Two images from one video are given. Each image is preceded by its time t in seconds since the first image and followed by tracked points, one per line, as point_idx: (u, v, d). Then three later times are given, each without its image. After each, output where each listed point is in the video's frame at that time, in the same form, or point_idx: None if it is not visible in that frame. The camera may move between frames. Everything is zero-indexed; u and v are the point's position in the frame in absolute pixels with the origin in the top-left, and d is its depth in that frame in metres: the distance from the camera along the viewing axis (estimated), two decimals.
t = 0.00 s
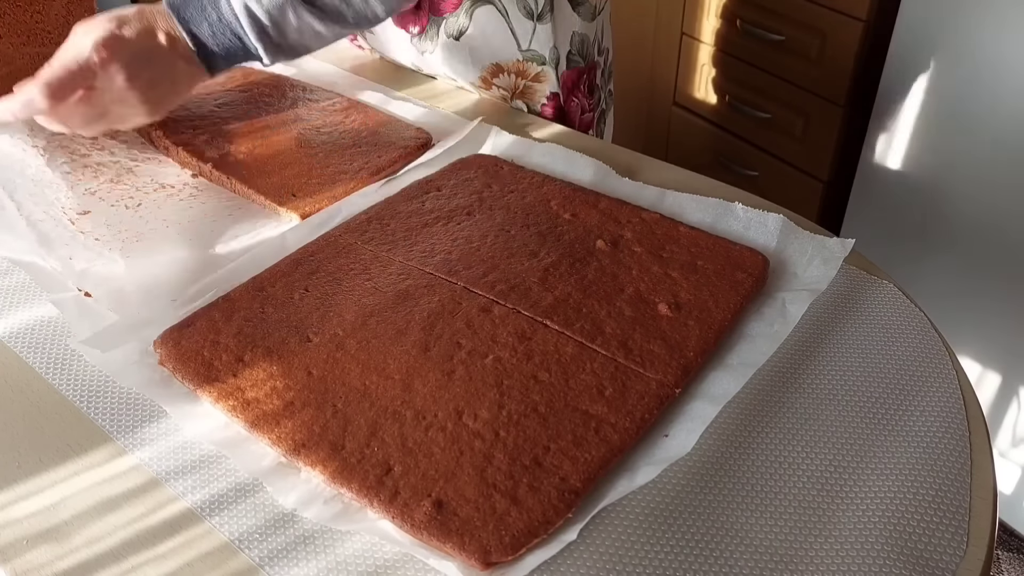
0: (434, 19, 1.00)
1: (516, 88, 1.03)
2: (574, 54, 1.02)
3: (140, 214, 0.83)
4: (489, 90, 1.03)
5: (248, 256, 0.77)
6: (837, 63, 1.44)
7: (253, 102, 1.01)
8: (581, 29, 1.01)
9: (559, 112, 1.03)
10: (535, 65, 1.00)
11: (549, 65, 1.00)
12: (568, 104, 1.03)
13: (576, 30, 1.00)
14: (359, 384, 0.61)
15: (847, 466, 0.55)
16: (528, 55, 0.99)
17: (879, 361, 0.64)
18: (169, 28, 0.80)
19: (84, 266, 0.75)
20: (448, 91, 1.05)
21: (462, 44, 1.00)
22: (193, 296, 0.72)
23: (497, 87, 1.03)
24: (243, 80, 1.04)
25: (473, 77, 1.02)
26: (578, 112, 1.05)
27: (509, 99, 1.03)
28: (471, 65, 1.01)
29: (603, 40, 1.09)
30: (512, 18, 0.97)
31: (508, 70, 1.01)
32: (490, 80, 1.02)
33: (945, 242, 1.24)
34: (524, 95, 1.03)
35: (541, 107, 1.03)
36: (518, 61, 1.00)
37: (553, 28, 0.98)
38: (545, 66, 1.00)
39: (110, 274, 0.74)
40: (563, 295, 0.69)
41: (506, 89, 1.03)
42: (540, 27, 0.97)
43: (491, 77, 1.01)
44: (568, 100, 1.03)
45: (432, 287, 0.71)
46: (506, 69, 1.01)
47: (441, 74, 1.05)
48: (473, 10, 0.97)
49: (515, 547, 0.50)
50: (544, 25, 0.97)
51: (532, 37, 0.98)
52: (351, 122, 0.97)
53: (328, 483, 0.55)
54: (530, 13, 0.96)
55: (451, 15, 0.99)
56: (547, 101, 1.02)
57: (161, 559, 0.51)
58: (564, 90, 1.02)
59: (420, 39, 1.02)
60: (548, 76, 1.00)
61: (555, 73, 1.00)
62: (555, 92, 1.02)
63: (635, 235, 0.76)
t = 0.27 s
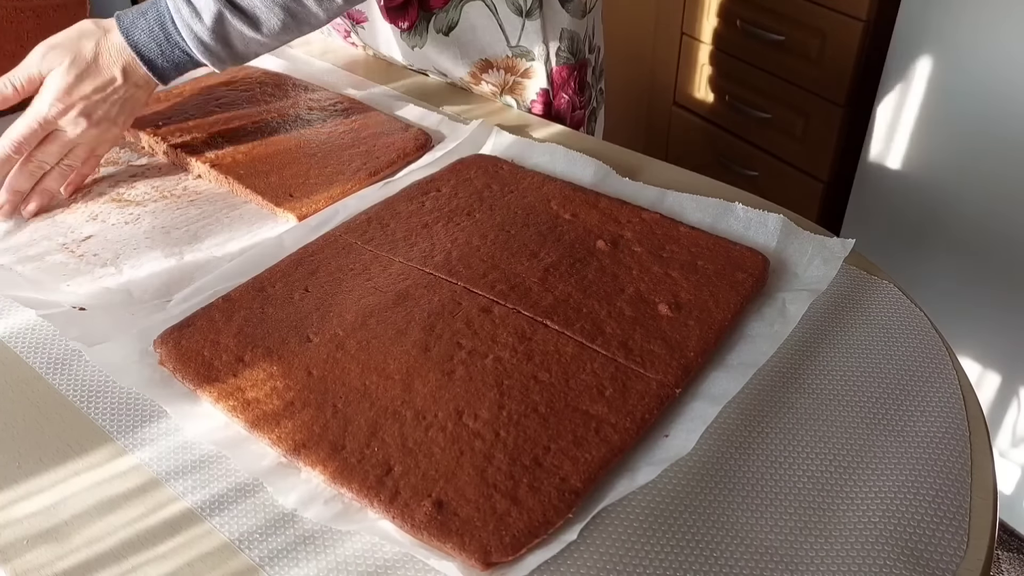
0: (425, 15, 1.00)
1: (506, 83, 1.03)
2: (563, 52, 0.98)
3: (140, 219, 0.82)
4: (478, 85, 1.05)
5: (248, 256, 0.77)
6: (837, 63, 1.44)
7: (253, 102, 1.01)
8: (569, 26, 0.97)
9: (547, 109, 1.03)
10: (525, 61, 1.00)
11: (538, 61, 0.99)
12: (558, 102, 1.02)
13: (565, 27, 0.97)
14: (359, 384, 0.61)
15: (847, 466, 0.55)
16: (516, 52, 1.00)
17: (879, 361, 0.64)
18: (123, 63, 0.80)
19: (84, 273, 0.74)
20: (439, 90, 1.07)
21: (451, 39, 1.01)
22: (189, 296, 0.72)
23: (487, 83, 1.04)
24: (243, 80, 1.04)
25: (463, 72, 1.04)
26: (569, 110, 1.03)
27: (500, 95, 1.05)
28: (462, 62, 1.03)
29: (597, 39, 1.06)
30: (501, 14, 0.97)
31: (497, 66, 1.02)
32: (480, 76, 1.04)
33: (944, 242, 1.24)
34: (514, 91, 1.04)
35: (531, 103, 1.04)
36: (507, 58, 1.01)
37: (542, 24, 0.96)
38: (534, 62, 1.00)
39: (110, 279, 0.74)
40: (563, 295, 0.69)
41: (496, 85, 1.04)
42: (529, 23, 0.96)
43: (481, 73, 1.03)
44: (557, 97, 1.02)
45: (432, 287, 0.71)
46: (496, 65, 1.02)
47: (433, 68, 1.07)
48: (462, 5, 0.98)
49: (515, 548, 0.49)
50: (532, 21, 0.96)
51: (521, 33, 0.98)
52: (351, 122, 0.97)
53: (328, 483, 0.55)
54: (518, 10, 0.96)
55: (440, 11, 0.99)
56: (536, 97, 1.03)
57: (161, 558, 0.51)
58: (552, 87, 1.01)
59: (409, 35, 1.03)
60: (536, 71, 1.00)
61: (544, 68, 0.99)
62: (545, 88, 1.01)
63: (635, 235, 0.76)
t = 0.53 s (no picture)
0: (426, 14, 1.03)
1: (505, 83, 1.04)
2: (563, 52, 0.99)
3: (140, 220, 0.82)
4: (477, 84, 1.05)
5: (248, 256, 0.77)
6: (837, 63, 1.44)
7: (252, 102, 1.01)
8: (570, 27, 0.97)
9: (547, 108, 1.03)
10: (526, 62, 1.01)
11: (539, 61, 0.99)
12: (557, 102, 1.02)
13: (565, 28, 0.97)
14: (359, 384, 0.61)
15: (847, 466, 0.55)
16: (517, 52, 1.00)
17: (879, 361, 0.64)
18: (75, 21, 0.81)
19: (83, 274, 0.74)
20: (438, 86, 1.07)
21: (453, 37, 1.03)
22: (189, 295, 0.72)
23: (485, 83, 1.05)
24: (243, 81, 1.04)
25: (463, 70, 1.05)
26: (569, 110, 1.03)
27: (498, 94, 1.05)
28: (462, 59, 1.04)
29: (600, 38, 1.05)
30: (502, 14, 0.98)
31: (498, 66, 1.03)
32: (479, 74, 1.05)
33: (944, 242, 1.24)
34: (513, 91, 1.05)
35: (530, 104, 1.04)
36: (507, 57, 1.01)
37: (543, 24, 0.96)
38: (534, 63, 1.00)
39: (110, 279, 0.74)
40: (563, 295, 0.69)
41: (495, 84, 1.05)
42: (530, 23, 0.97)
43: (479, 72, 1.04)
44: (556, 97, 1.02)
45: (432, 287, 0.71)
46: (496, 65, 1.03)
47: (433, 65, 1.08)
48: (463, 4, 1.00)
49: (515, 548, 0.49)
50: (533, 22, 0.96)
51: (522, 34, 0.98)
52: (351, 123, 0.97)
53: (328, 483, 0.55)
54: (519, 11, 0.96)
55: (442, 10, 1.02)
56: (535, 97, 1.03)
57: (161, 558, 0.51)
58: (552, 87, 1.01)
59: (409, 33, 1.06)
60: (537, 72, 1.01)
61: (544, 69, 0.99)
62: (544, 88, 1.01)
63: (636, 235, 0.76)
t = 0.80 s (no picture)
0: (453, 18, 1.02)
1: (530, 84, 1.04)
2: (584, 48, 1.03)
3: (140, 220, 0.82)
4: (502, 87, 1.05)
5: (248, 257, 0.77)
6: (837, 63, 1.44)
7: (252, 102, 1.01)
8: (590, 23, 1.01)
9: (569, 105, 1.04)
10: (551, 62, 1.01)
11: (563, 60, 1.01)
12: (577, 97, 1.04)
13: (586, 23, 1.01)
14: (359, 384, 0.61)
15: (847, 467, 0.55)
16: (543, 52, 1.01)
17: (879, 362, 0.64)
18: None
19: (83, 275, 0.74)
20: (452, 89, 1.06)
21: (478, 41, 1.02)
22: (188, 295, 0.72)
23: (512, 85, 1.05)
24: (244, 81, 1.04)
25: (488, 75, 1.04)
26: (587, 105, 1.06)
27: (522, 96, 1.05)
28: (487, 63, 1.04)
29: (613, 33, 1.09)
30: (530, 15, 0.99)
31: (523, 68, 1.03)
32: (505, 78, 1.04)
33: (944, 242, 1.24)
34: (537, 92, 1.05)
35: (552, 103, 1.04)
36: (534, 59, 1.01)
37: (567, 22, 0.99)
38: (560, 62, 1.01)
39: (109, 280, 0.74)
40: (564, 295, 0.69)
41: (520, 86, 1.05)
42: (554, 21, 0.98)
43: (507, 75, 1.04)
44: (576, 92, 1.04)
45: (433, 288, 0.71)
46: (522, 67, 1.03)
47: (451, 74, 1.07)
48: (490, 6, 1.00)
49: (515, 548, 0.49)
50: (558, 19, 0.98)
51: (547, 33, 0.99)
52: (351, 123, 0.97)
53: (328, 484, 0.55)
54: (546, 8, 0.98)
55: (469, 12, 1.01)
56: (558, 96, 1.03)
57: (160, 559, 0.51)
58: (572, 83, 1.03)
59: (436, 39, 1.04)
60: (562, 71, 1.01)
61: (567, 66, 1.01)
62: (565, 85, 1.02)
63: (636, 235, 0.76)
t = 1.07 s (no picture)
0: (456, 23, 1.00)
1: (534, 88, 1.03)
2: (587, 49, 1.02)
3: (140, 220, 0.82)
4: (506, 91, 1.04)
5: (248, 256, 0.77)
6: (837, 63, 1.44)
7: (252, 102, 1.01)
8: (593, 24, 1.01)
9: (572, 106, 1.04)
10: (554, 64, 1.00)
11: (566, 63, 1.00)
12: (579, 98, 1.04)
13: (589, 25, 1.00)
14: (359, 384, 0.61)
15: (847, 466, 0.55)
16: (547, 55, 0.99)
17: (879, 361, 0.64)
18: None
19: (83, 275, 0.74)
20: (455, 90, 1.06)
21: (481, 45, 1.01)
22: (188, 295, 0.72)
23: (516, 88, 1.04)
24: (244, 81, 1.04)
25: (491, 78, 1.04)
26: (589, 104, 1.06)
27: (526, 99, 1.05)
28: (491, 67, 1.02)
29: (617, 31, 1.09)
30: (533, 18, 0.97)
31: (527, 71, 1.02)
32: (509, 81, 1.03)
33: (944, 242, 1.24)
34: (541, 95, 1.04)
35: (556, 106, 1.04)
36: (537, 62, 1.00)
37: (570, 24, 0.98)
38: (563, 65, 1.00)
39: (110, 279, 0.74)
40: (564, 295, 0.69)
41: (524, 90, 1.04)
42: (558, 25, 0.97)
43: (511, 78, 1.03)
44: (579, 93, 1.04)
45: (433, 288, 0.71)
46: (525, 70, 1.02)
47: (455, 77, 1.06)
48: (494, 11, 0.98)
49: (515, 548, 0.49)
50: (562, 23, 0.97)
51: (551, 37, 0.98)
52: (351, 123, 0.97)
53: (328, 484, 0.55)
54: (549, 11, 0.96)
55: (473, 16, 0.99)
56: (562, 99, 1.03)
57: (160, 559, 0.51)
58: (575, 85, 1.03)
59: (439, 43, 1.03)
60: (565, 74, 1.01)
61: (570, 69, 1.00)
62: (569, 87, 1.02)
63: (636, 235, 0.76)
